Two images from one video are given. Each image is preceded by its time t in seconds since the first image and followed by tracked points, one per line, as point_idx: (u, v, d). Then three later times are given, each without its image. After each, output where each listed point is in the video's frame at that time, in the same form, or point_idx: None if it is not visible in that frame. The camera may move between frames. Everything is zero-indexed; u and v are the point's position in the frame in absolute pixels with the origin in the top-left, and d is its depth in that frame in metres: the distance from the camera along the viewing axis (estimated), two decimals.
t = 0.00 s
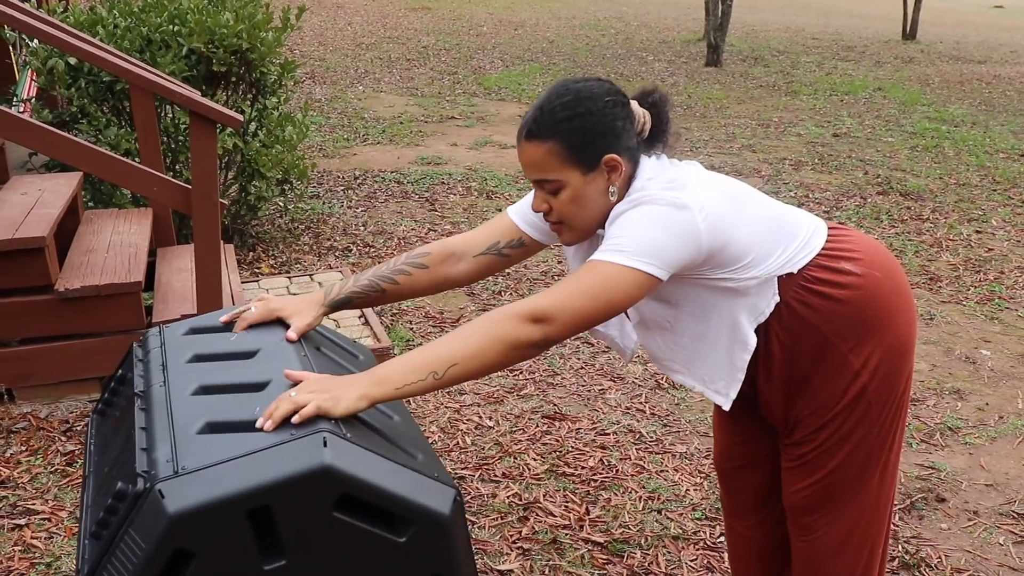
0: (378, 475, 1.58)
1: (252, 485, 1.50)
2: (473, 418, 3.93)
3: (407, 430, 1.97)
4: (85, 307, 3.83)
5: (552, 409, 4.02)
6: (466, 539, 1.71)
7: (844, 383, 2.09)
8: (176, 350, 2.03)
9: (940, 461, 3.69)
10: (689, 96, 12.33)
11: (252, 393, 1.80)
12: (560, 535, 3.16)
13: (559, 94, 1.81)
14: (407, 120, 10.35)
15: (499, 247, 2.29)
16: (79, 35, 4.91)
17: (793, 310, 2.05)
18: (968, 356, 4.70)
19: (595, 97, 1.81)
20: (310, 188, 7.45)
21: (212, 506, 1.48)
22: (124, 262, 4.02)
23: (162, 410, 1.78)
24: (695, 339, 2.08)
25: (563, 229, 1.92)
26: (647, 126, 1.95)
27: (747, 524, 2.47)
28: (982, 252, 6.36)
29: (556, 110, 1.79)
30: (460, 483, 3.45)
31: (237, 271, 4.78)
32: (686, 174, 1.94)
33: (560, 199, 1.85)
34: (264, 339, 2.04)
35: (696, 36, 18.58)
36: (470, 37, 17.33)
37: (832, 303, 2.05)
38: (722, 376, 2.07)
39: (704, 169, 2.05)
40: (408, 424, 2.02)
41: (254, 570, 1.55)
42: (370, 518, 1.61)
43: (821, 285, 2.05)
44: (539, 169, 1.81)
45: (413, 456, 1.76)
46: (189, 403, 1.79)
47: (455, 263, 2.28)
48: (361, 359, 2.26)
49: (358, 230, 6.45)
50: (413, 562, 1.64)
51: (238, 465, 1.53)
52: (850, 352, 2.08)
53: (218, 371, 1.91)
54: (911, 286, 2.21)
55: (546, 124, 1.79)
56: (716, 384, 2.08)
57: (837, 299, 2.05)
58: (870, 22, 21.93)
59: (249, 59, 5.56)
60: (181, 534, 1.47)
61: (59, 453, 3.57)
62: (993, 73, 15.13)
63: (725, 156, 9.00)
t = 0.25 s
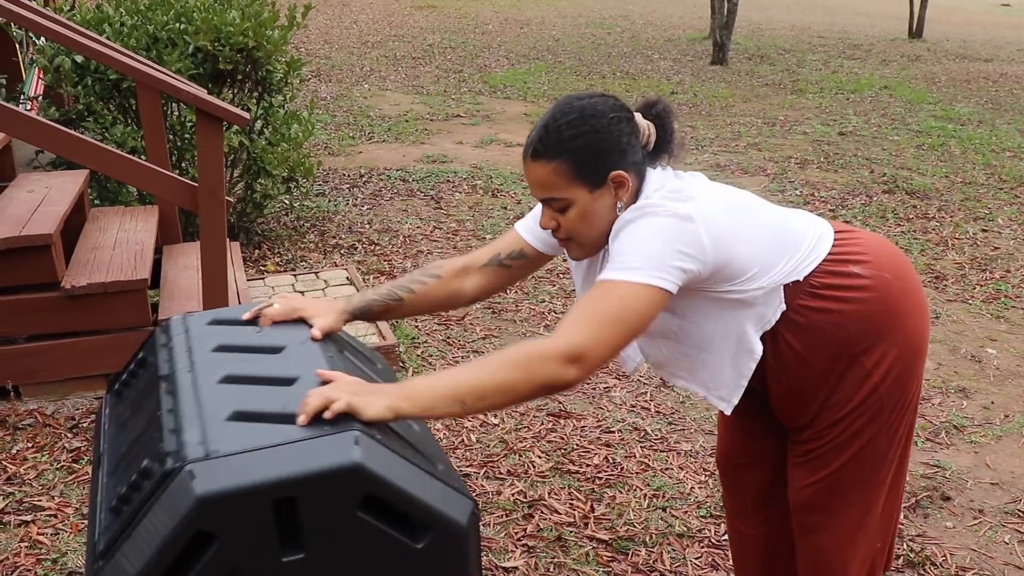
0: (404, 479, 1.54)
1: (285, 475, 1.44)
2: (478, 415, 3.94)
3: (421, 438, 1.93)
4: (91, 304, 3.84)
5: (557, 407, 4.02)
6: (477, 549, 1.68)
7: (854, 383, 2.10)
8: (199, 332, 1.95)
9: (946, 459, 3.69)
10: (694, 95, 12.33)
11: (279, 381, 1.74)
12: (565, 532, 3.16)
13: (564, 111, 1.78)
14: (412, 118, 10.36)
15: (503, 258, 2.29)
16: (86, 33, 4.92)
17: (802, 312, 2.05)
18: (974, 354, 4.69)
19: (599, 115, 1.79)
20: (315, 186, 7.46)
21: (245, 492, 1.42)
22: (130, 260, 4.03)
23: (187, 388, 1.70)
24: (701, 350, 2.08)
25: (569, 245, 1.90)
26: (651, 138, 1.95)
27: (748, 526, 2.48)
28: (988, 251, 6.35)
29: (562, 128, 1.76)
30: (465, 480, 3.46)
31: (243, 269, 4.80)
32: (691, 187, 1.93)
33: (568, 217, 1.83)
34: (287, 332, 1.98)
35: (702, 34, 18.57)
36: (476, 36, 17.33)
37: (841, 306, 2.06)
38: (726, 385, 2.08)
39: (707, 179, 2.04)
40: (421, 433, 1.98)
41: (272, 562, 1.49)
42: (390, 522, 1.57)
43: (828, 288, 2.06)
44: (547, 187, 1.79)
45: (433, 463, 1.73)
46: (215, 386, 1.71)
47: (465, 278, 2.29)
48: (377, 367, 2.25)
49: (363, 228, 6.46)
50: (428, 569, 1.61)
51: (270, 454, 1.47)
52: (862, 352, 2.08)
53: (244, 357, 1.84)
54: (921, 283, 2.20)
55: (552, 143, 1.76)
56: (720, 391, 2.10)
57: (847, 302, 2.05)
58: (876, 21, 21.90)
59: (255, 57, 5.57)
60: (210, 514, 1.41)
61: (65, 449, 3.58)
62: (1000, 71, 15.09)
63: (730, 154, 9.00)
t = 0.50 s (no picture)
0: (388, 468, 1.36)
1: (250, 480, 1.28)
2: (482, 414, 3.94)
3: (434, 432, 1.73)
4: (96, 302, 3.84)
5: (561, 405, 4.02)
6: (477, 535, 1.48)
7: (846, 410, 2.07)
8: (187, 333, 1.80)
9: (951, 459, 3.68)
10: (699, 93, 12.32)
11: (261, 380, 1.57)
12: (568, 531, 3.16)
13: (564, 188, 1.71)
14: (417, 116, 10.37)
15: (565, 362, 2.25)
16: (92, 31, 4.93)
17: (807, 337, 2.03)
18: (979, 354, 4.68)
19: (600, 194, 1.71)
20: (320, 184, 7.47)
21: (209, 504, 1.26)
22: (135, 258, 4.04)
23: (162, 406, 1.55)
24: (726, 409, 2.06)
25: (564, 321, 1.81)
26: (650, 215, 1.86)
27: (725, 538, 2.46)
28: (994, 249, 6.34)
29: (562, 208, 1.68)
30: (469, 478, 3.45)
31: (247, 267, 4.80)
32: (693, 255, 1.84)
33: (565, 294, 1.73)
34: (282, 321, 1.81)
35: (707, 33, 18.56)
36: (481, 34, 17.34)
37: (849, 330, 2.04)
38: (755, 440, 2.08)
39: (702, 233, 1.95)
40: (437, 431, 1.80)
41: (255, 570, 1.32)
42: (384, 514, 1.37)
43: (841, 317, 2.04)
44: (546, 266, 1.70)
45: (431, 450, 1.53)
46: (183, 400, 1.55)
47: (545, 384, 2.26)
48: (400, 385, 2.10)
49: (368, 226, 6.46)
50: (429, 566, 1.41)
51: (239, 460, 1.31)
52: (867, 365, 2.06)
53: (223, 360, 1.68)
54: (926, 302, 2.18)
55: (551, 222, 1.68)
56: (749, 447, 2.09)
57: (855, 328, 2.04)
58: (881, 20, 21.87)
59: (261, 55, 5.58)
60: (176, 538, 1.25)
61: (70, 447, 3.59)
62: (1006, 70, 15.06)
63: (735, 153, 8.99)
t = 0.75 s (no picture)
0: (397, 471, 1.46)
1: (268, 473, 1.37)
2: (482, 412, 3.94)
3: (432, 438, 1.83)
4: (97, 300, 3.84)
5: (561, 404, 4.02)
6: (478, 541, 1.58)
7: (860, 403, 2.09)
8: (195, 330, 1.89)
9: (951, 457, 3.69)
10: (700, 92, 12.31)
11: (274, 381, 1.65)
12: (569, 529, 3.17)
13: (592, 154, 1.77)
14: (418, 115, 10.36)
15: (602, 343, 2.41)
16: (92, 29, 4.93)
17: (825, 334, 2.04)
18: (979, 352, 4.68)
19: (626, 162, 1.77)
20: (321, 183, 7.47)
21: (226, 494, 1.35)
22: (136, 256, 4.04)
23: (174, 394, 1.64)
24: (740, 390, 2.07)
25: (580, 292, 1.85)
26: (673, 191, 1.88)
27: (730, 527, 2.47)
28: (994, 248, 6.33)
29: (587, 173, 1.75)
30: (469, 477, 3.46)
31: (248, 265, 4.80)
32: (715, 232, 1.85)
33: (583, 260, 1.78)
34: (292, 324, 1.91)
35: (708, 31, 18.53)
36: (482, 33, 17.33)
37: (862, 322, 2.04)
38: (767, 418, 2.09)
39: (725, 213, 1.97)
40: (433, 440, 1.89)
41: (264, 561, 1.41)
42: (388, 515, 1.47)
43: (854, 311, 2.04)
44: (567, 229, 1.76)
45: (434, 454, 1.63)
46: (195, 388, 1.64)
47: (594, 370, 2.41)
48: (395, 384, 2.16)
49: (368, 224, 6.46)
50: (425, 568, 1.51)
51: (256, 456, 1.40)
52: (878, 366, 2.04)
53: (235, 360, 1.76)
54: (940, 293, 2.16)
55: (576, 185, 1.75)
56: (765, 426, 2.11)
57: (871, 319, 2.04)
58: (882, 18, 21.84)
59: (261, 54, 5.58)
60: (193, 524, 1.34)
61: (72, 445, 3.59)
62: (1007, 68, 15.05)
63: (736, 151, 8.99)
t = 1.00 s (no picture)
0: (361, 459, 1.52)
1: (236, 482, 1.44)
2: (482, 410, 3.94)
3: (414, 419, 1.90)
4: (97, 299, 3.84)
5: (561, 402, 4.02)
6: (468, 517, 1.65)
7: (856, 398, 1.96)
8: (167, 351, 1.96)
9: (951, 456, 3.68)
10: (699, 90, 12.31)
11: (242, 390, 1.72)
12: (568, 527, 3.17)
13: (651, 3, 1.82)
14: (418, 113, 10.35)
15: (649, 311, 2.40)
16: (91, 27, 4.93)
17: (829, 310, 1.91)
18: (979, 351, 4.68)
19: (686, 11, 1.81)
20: (320, 181, 7.46)
21: (198, 509, 1.42)
22: (135, 254, 4.04)
23: (150, 415, 1.73)
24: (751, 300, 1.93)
25: (625, 143, 1.84)
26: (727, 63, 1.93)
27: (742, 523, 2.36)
28: (994, 247, 6.33)
29: (646, 14, 1.79)
30: (469, 475, 3.46)
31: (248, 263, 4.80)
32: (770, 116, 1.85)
33: (633, 103, 1.79)
34: (262, 329, 1.97)
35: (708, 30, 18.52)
36: (481, 31, 17.32)
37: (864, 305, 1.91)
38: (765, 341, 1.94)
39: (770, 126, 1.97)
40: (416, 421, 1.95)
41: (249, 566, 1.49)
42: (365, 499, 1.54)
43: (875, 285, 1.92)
44: (618, 67, 1.78)
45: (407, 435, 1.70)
46: (170, 407, 1.73)
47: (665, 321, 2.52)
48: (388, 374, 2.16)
49: (368, 223, 6.46)
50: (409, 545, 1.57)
51: (223, 467, 1.47)
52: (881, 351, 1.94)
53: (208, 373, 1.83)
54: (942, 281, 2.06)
55: (634, 23, 1.79)
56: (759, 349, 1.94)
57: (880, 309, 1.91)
58: (882, 16, 21.83)
59: (261, 52, 5.58)
60: (173, 541, 1.42)
61: (71, 443, 3.59)
62: (1007, 67, 15.05)
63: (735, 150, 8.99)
